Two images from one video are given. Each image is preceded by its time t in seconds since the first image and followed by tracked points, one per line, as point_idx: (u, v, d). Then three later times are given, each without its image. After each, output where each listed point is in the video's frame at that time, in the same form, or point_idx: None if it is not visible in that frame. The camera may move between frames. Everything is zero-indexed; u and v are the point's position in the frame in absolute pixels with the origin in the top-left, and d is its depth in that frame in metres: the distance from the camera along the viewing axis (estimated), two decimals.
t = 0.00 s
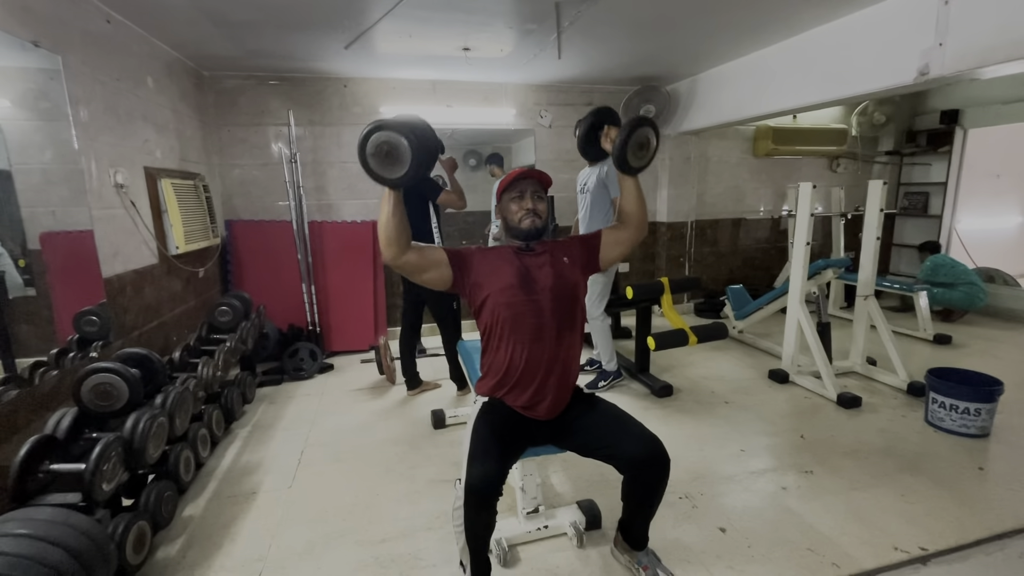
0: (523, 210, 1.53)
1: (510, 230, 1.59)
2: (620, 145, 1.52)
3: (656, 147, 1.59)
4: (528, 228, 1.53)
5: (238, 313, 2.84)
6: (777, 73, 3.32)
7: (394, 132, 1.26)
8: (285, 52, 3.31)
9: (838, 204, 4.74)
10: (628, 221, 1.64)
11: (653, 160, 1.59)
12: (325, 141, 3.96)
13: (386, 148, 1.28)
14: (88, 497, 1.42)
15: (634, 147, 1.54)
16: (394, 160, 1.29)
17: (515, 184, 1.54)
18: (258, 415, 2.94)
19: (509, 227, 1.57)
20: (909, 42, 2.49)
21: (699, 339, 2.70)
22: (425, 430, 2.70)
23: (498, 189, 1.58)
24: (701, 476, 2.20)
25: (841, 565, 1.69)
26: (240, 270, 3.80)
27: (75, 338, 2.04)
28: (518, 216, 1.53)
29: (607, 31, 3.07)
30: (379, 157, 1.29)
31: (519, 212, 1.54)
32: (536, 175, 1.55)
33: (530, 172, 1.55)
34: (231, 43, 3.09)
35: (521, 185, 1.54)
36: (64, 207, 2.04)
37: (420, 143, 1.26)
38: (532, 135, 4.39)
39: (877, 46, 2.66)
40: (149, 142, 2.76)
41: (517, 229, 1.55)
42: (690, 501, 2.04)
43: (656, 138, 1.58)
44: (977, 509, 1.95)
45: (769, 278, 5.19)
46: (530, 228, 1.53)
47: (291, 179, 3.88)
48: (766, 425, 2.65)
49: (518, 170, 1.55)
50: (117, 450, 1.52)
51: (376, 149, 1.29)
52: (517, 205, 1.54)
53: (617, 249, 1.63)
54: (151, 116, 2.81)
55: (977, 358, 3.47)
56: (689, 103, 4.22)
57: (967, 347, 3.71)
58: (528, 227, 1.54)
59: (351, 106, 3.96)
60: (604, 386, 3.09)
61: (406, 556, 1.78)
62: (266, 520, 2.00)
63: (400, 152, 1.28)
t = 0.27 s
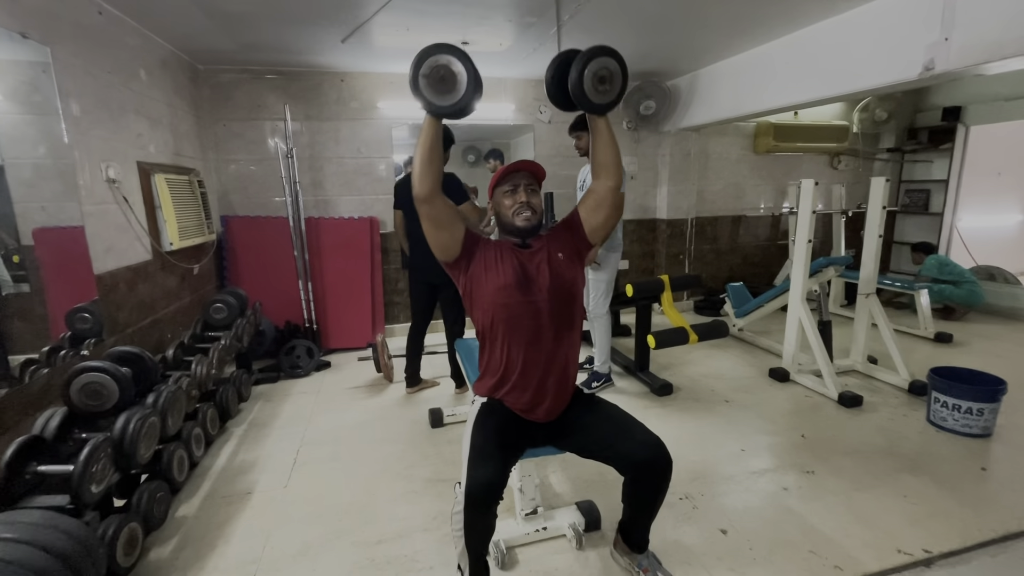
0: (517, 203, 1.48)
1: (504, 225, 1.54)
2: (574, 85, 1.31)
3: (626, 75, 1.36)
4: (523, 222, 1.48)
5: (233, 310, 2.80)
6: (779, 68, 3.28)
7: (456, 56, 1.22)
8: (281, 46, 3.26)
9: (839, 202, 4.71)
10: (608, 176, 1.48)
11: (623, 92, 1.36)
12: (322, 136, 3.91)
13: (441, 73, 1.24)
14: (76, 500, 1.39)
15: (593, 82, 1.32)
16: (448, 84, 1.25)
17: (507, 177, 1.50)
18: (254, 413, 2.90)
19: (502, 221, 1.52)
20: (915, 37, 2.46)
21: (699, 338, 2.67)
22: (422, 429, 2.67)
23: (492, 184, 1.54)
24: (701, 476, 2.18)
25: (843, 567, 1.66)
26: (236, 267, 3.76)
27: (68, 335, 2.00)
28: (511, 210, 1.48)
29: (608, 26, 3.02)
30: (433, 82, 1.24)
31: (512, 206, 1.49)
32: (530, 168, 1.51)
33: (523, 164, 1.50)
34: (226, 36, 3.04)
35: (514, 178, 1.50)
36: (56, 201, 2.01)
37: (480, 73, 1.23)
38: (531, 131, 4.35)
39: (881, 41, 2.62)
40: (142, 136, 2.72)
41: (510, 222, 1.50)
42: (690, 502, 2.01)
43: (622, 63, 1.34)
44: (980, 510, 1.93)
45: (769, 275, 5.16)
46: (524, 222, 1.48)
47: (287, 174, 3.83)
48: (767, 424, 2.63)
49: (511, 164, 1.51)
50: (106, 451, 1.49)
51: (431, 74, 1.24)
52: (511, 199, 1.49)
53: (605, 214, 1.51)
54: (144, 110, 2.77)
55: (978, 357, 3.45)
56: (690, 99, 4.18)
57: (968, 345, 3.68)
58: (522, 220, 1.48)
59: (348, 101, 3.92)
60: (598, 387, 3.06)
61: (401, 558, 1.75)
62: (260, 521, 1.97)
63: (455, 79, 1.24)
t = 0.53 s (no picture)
0: (524, 204, 1.39)
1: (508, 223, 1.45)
2: (562, 49, 1.27)
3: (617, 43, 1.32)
4: (529, 224, 1.40)
5: (225, 308, 2.72)
6: (788, 63, 3.20)
7: (483, 17, 1.22)
8: (276, 36, 3.17)
9: (845, 200, 4.63)
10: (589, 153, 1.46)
11: (611, 63, 1.33)
12: (319, 130, 3.83)
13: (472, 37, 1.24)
14: (52, 511, 1.32)
15: (581, 48, 1.29)
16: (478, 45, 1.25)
17: (514, 175, 1.41)
18: (247, 413, 2.83)
19: (505, 220, 1.44)
20: (931, 30, 2.38)
21: (705, 339, 2.59)
22: (419, 432, 2.60)
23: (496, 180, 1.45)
24: (706, 484, 2.11)
25: None
26: (231, 263, 3.68)
27: (54, 334, 1.93)
28: (518, 211, 1.40)
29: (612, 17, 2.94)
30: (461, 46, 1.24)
31: (519, 207, 1.40)
32: (539, 165, 1.42)
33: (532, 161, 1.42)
34: (219, 25, 2.95)
35: (522, 175, 1.41)
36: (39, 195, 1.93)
37: (509, 34, 1.23)
38: (532, 126, 4.27)
39: (895, 34, 2.54)
40: (132, 128, 2.63)
41: (514, 223, 1.42)
42: (695, 511, 1.94)
43: (616, 32, 1.30)
44: (996, 521, 1.86)
45: (772, 274, 5.09)
46: (531, 224, 1.40)
47: (283, 169, 3.75)
48: (773, 429, 2.56)
49: (518, 160, 1.42)
50: (86, 459, 1.42)
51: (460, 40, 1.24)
52: (517, 198, 1.40)
53: (593, 197, 1.50)
54: (134, 101, 2.68)
55: (987, 359, 3.38)
56: (695, 94, 4.09)
57: (976, 347, 3.62)
58: (528, 222, 1.40)
59: (346, 94, 3.83)
60: (599, 390, 2.98)
61: (396, 570, 1.68)
62: (250, 528, 1.90)
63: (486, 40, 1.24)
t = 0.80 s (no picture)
0: (536, 213, 1.31)
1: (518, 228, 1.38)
2: (617, 58, 1.16)
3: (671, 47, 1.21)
4: (540, 234, 1.32)
5: (218, 308, 2.64)
6: (803, 58, 3.09)
7: (425, 19, 1.10)
8: (273, 26, 3.07)
9: (856, 200, 4.52)
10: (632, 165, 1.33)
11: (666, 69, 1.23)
12: (317, 124, 3.72)
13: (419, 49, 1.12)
14: (20, 530, 1.24)
15: (636, 54, 1.18)
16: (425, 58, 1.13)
17: (529, 180, 1.31)
18: (240, 416, 2.74)
19: (517, 227, 1.36)
20: (958, 24, 2.27)
21: (715, 344, 2.49)
22: (418, 438, 2.51)
23: (506, 180, 1.36)
24: (716, 497, 2.02)
25: None
26: (226, 260, 3.59)
27: (38, 333, 1.83)
28: (529, 220, 1.32)
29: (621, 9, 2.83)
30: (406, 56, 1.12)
31: (531, 215, 1.32)
32: (556, 169, 1.32)
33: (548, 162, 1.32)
34: (214, 14, 2.85)
35: (537, 181, 1.31)
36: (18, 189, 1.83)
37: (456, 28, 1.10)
38: (536, 122, 4.16)
39: (919, 28, 2.43)
40: (121, 120, 2.53)
41: (525, 232, 1.34)
42: (706, 528, 1.85)
43: (671, 36, 1.20)
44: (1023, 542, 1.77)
45: (780, 276, 4.98)
46: (542, 234, 1.31)
47: (279, 163, 3.65)
48: (785, 438, 2.47)
49: (533, 160, 1.32)
50: (59, 473, 1.33)
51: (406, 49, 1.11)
52: (529, 206, 1.32)
53: (628, 211, 1.39)
54: (124, 92, 2.58)
55: (1004, 366, 3.28)
56: (704, 89, 3.98)
57: (992, 353, 3.51)
58: (540, 232, 1.31)
59: (345, 86, 3.72)
60: (603, 396, 2.88)
61: None
62: (239, 541, 1.81)
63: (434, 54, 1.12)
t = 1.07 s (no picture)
0: (546, 225, 1.20)
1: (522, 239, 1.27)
2: (695, 155, 1.27)
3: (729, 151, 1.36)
4: (548, 248, 1.21)
5: (212, 315, 2.54)
6: (817, 53, 2.98)
7: (337, 124, 0.99)
8: (270, 24, 2.98)
9: (869, 200, 4.41)
10: (679, 242, 1.41)
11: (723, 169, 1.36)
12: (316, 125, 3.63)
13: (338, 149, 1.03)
14: None
15: (708, 154, 1.29)
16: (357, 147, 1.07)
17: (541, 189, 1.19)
18: (236, 428, 2.65)
19: (522, 237, 1.25)
20: (986, 16, 2.16)
21: (729, 352, 2.37)
22: (420, 450, 2.41)
23: (514, 184, 1.24)
24: (734, 516, 1.91)
25: None
26: (223, 265, 3.49)
27: (26, 342, 1.77)
28: (538, 231, 1.21)
29: (629, 4, 2.73)
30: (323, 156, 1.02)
31: (540, 227, 1.21)
32: (570, 179, 1.21)
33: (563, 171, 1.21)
34: (208, 12, 2.76)
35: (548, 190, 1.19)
36: None
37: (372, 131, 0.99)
38: (541, 121, 4.06)
39: (943, 20, 2.32)
40: (112, 122, 2.44)
41: (531, 243, 1.23)
42: (725, 550, 1.74)
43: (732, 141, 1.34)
44: None
45: (791, 278, 4.86)
46: (551, 248, 1.21)
47: (277, 165, 3.55)
48: (803, 451, 2.35)
49: (545, 166, 1.21)
50: (30, 500, 1.24)
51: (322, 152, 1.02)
52: (538, 217, 1.21)
53: (662, 261, 1.39)
54: (114, 92, 2.49)
55: None
56: (714, 87, 3.87)
57: (1015, 358, 3.39)
58: (548, 247, 1.21)
59: (345, 86, 3.63)
60: (612, 405, 2.77)
61: None
62: (229, 566, 1.71)
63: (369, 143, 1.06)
